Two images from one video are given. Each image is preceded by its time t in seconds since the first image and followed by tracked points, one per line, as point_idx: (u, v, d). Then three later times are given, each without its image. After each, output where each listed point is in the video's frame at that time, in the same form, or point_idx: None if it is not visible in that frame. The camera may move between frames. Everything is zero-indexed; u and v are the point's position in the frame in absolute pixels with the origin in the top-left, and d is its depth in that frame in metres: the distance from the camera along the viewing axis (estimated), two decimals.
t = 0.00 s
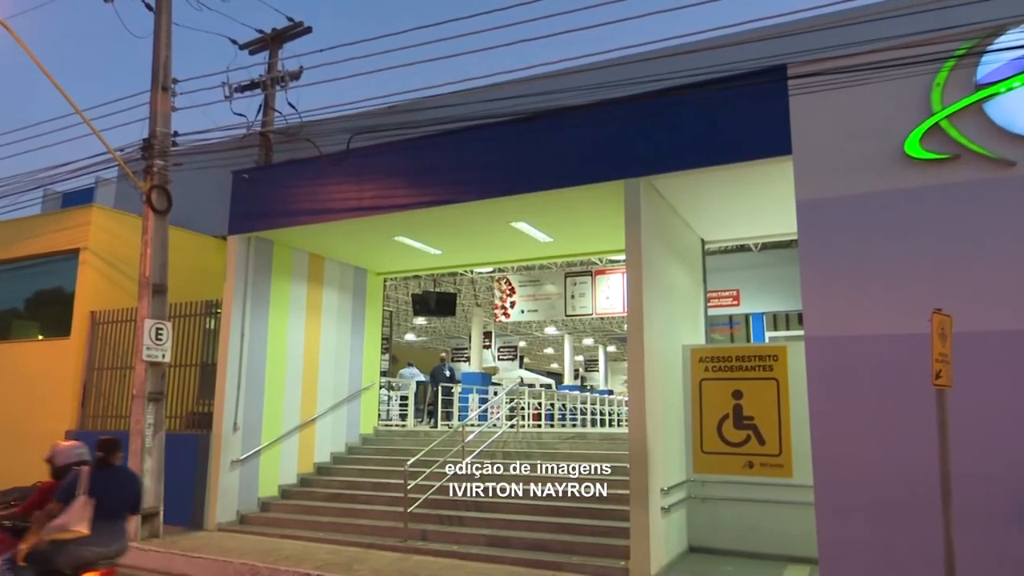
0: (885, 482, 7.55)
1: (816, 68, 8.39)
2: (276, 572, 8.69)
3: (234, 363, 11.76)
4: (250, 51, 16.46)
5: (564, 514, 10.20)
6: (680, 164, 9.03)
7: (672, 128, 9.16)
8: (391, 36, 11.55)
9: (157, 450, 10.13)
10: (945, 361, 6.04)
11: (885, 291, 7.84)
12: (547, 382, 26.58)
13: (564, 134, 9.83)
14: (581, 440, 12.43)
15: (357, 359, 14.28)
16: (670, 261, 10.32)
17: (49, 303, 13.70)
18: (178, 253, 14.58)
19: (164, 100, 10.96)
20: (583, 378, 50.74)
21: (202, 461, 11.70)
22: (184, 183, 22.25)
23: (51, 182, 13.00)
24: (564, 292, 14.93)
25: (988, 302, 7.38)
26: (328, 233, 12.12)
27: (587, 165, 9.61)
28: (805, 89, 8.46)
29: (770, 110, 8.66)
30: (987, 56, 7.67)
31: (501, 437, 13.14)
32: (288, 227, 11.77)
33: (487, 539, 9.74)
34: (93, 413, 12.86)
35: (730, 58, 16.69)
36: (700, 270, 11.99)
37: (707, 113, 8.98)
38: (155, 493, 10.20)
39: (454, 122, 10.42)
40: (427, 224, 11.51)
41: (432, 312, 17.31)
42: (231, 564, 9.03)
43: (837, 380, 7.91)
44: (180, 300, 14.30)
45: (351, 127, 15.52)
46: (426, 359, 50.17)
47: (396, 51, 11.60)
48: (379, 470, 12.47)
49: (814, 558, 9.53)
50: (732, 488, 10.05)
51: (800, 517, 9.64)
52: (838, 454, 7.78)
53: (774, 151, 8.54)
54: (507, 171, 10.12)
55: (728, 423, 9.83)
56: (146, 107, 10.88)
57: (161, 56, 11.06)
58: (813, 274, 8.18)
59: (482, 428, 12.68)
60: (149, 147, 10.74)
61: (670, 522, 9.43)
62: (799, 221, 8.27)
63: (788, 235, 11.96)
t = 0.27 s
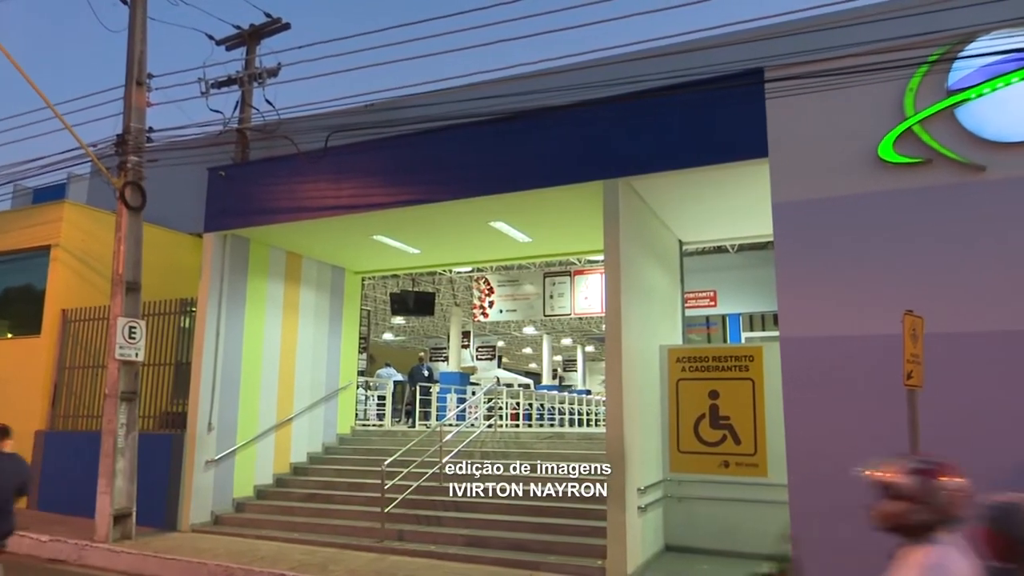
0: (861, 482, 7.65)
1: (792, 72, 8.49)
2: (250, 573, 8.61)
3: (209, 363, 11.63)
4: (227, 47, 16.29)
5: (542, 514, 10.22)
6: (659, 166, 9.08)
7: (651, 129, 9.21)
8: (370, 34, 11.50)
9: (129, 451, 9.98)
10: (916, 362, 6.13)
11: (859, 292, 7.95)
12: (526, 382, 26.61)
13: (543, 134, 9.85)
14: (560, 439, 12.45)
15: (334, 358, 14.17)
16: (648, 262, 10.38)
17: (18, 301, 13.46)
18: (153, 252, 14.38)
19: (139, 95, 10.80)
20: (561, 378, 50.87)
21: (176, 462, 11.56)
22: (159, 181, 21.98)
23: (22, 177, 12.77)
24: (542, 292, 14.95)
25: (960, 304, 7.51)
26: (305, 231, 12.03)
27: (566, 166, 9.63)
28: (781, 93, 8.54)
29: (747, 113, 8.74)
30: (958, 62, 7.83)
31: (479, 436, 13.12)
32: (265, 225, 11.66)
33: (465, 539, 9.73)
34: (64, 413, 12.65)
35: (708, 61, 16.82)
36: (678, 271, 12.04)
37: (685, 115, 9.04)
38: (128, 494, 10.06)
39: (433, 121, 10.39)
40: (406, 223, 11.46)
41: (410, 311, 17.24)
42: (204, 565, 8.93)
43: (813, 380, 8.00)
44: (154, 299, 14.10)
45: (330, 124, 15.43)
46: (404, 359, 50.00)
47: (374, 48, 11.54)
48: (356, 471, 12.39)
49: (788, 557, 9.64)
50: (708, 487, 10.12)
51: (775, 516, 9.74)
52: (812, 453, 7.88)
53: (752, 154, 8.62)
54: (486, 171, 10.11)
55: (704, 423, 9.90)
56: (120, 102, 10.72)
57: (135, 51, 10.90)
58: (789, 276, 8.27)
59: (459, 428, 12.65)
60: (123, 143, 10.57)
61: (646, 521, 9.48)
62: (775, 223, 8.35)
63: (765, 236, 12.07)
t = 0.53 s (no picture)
0: (835, 481, 7.75)
1: (769, 75, 8.58)
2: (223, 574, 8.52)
3: (183, 362, 11.48)
4: (203, 43, 16.10)
5: (519, 513, 10.22)
6: (637, 167, 9.12)
7: (629, 130, 9.25)
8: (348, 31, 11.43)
9: (100, 451, 9.82)
10: (887, 362, 6.23)
11: (834, 294, 8.05)
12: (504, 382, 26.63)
13: (521, 134, 9.85)
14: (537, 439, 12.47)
15: (311, 357, 14.06)
16: (626, 263, 10.43)
17: None
18: (126, 249, 14.17)
19: (113, 90, 10.63)
20: (539, 378, 50.95)
21: (149, 462, 11.41)
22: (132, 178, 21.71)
23: None
24: (520, 292, 14.96)
25: (930, 306, 7.64)
26: (282, 229, 11.92)
27: (545, 166, 9.64)
28: (757, 96, 8.62)
29: (725, 115, 8.81)
30: (930, 68, 7.96)
31: (457, 436, 13.09)
32: (240, 223, 11.54)
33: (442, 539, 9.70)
34: (33, 413, 12.43)
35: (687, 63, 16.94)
36: (655, 272, 12.12)
37: (664, 117, 9.10)
38: (98, 495, 9.89)
39: (412, 120, 10.35)
40: (384, 222, 11.40)
41: (388, 311, 17.17)
42: (176, 567, 8.82)
43: (786, 380, 8.09)
44: (128, 296, 13.90)
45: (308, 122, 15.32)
46: (381, 359, 49.79)
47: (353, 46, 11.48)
48: (332, 470, 12.31)
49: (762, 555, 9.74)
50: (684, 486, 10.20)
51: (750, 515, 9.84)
52: (785, 452, 7.97)
53: (729, 156, 8.70)
54: (464, 170, 10.09)
55: (680, 422, 9.98)
56: (94, 97, 10.54)
57: (109, 45, 10.73)
58: (765, 277, 8.35)
59: (437, 428, 12.62)
60: (96, 138, 10.40)
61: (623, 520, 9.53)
62: (751, 224, 8.43)
63: (741, 238, 12.19)
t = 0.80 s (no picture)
0: (804, 481, 7.86)
1: (744, 78, 8.67)
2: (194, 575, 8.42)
3: (154, 361, 11.32)
4: (177, 37, 15.88)
5: (494, 513, 10.22)
6: (613, 169, 9.17)
7: (605, 131, 9.30)
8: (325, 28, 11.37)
9: (68, 451, 9.63)
10: (857, 363, 6.32)
11: (806, 295, 8.15)
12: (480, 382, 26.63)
13: (498, 134, 9.85)
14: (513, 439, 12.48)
15: (285, 356, 13.93)
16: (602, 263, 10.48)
17: None
18: (96, 245, 13.92)
19: (83, 84, 10.44)
20: (515, 377, 50.98)
21: (118, 462, 11.22)
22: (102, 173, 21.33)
23: None
24: (497, 292, 14.96)
25: (901, 308, 7.77)
26: (256, 227, 11.79)
27: (522, 165, 9.65)
28: (733, 98, 8.70)
29: (700, 118, 8.89)
30: (901, 74, 8.12)
31: (432, 436, 13.06)
32: (213, 220, 11.40)
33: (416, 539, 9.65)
34: None
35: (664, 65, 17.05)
36: (631, 272, 12.18)
37: (640, 118, 9.15)
38: (66, 496, 9.70)
39: (388, 119, 10.31)
40: (360, 221, 11.35)
41: (364, 309, 17.07)
42: (145, 569, 8.69)
43: (760, 380, 8.18)
44: (97, 294, 13.66)
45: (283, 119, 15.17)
46: (356, 359, 49.46)
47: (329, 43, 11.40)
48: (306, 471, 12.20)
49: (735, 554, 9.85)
50: (658, 486, 10.27)
51: (723, 514, 9.95)
52: (759, 452, 8.06)
53: (705, 159, 8.78)
54: (441, 170, 10.06)
55: (655, 422, 10.03)
56: (63, 90, 10.34)
57: (80, 38, 10.54)
58: (739, 279, 8.43)
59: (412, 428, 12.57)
60: (65, 132, 10.20)
61: (598, 519, 9.57)
62: (725, 226, 8.51)
63: (716, 239, 12.30)
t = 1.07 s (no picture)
0: (776, 480, 7.96)
1: (719, 81, 8.75)
2: None
3: (124, 360, 11.14)
4: (149, 31, 15.64)
5: (468, 513, 10.21)
6: (590, 170, 9.21)
7: (582, 132, 9.33)
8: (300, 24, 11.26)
9: (34, 451, 9.41)
10: (828, 363, 6.40)
11: (779, 297, 8.25)
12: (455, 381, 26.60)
13: (475, 133, 9.84)
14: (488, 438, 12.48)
15: (258, 355, 13.78)
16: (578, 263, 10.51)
17: None
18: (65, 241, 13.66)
19: (52, 77, 10.24)
20: (492, 377, 51.00)
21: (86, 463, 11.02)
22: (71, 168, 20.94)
23: None
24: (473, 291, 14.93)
25: (870, 309, 7.89)
26: (229, 224, 11.66)
27: (499, 165, 9.65)
28: (707, 101, 8.79)
29: (676, 120, 8.96)
30: (872, 79, 8.25)
31: (407, 435, 13.00)
32: (185, 217, 11.25)
33: (390, 539, 9.61)
34: None
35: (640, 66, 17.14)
36: (607, 273, 12.24)
37: (617, 120, 9.19)
38: (31, 497, 9.49)
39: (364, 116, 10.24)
40: (335, 219, 11.27)
41: (339, 308, 16.95)
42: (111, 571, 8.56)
43: (733, 381, 8.26)
44: (65, 291, 13.41)
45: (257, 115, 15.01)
46: (331, 358, 49.16)
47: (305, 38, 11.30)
48: (280, 471, 12.09)
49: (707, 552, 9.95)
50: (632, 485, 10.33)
51: (696, 513, 10.04)
52: (730, 451, 8.15)
53: (680, 161, 8.85)
54: (418, 169, 10.03)
55: (629, 422, 10.00)
56: (31, 84, 10.13)
57: (48, 31, 10.33)
58: (713, 280, 8.51)
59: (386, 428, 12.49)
60: (33, 126, 9.99)
61: (572, 519, 9.61)
62: (700, 228, 8.58)
63: (691, 240, 12.39)
